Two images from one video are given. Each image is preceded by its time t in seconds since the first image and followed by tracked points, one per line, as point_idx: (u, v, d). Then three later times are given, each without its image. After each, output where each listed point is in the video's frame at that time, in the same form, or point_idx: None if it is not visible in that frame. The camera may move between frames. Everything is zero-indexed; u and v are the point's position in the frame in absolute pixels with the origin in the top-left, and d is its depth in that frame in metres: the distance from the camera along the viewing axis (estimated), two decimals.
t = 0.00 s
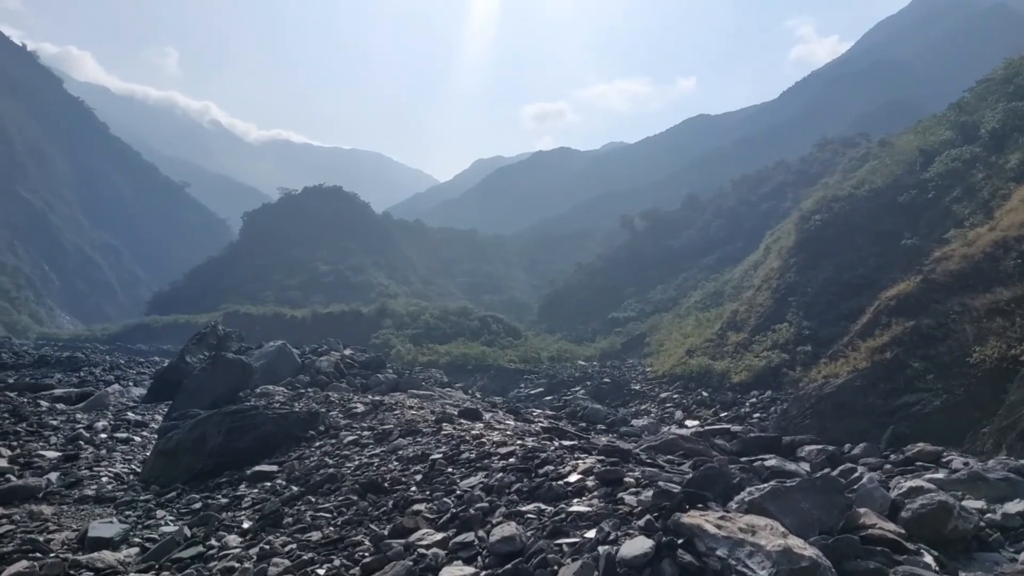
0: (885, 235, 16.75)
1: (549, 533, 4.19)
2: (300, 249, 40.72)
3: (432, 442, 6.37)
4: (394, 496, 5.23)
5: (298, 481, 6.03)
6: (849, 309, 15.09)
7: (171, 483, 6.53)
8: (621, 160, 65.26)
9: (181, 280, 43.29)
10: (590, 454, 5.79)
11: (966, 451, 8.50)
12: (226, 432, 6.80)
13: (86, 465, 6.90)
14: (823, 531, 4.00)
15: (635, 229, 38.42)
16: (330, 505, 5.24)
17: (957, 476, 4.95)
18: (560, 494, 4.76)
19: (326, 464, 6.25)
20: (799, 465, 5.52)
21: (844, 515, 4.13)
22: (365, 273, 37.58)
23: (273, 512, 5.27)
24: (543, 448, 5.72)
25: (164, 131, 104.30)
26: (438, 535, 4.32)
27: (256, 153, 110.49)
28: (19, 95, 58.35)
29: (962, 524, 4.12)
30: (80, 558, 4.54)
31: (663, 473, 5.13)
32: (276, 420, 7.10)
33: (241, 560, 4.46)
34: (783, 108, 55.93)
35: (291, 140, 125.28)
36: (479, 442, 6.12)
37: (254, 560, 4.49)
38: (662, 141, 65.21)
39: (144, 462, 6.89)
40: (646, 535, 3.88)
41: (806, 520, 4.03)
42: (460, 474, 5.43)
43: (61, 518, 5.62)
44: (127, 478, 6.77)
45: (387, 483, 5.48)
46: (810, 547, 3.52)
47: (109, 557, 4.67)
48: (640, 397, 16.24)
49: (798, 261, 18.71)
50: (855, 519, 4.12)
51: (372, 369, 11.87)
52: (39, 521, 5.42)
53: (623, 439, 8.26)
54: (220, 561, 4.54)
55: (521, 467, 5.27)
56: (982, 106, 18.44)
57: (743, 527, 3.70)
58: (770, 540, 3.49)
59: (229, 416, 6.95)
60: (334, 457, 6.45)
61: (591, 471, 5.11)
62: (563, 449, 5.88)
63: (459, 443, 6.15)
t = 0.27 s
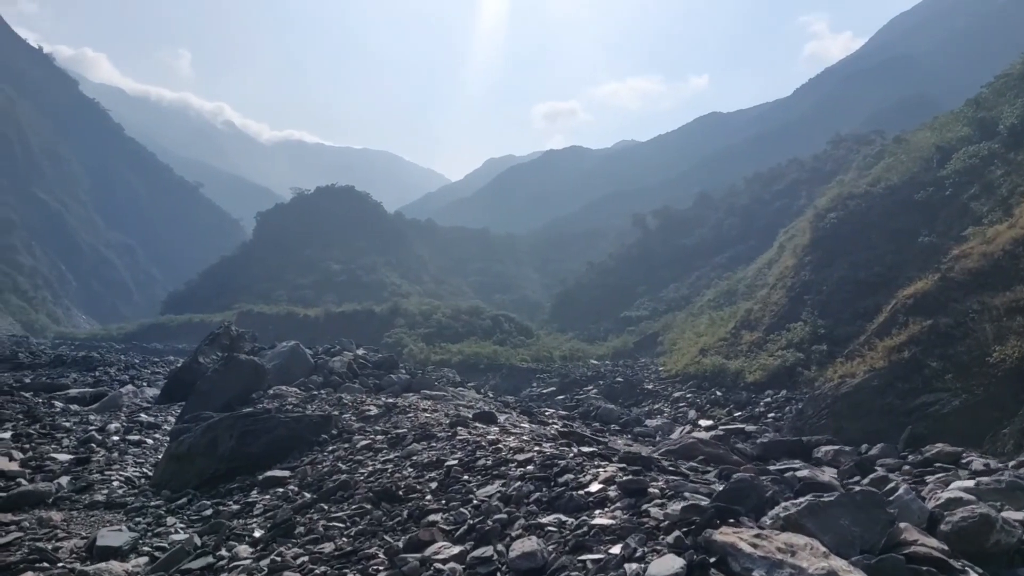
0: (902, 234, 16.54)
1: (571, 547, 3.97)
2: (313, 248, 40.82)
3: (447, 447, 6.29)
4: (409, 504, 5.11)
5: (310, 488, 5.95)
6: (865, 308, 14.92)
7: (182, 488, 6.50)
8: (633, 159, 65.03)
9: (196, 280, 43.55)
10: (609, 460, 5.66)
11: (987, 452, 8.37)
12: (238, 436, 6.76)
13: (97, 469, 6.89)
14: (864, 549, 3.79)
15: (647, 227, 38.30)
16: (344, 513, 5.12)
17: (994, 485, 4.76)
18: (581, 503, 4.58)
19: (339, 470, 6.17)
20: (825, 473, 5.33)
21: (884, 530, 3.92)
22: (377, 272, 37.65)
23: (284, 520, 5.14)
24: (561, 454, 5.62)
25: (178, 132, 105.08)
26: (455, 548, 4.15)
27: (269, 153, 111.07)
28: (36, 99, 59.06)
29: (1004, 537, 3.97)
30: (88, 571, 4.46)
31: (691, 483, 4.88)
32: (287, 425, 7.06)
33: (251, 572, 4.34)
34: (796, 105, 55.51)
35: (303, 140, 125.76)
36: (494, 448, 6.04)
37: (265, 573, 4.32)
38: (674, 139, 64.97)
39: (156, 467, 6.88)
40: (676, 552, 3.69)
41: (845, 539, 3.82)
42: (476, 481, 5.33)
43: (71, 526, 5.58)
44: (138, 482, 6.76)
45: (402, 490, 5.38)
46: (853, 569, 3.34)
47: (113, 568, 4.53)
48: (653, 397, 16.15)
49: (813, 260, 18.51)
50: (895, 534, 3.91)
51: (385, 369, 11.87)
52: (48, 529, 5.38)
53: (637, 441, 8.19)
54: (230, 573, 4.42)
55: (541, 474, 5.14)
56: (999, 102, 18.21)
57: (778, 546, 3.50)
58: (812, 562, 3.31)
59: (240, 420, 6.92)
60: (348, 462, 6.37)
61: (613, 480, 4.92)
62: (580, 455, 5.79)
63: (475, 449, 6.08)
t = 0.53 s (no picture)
0: (915, 230, 16.37)
1: (588, 545, 3.90)
2: (321, 247, 40.89)
3: (457, 442, 6.25)
4: (418, 500, 5.07)
5: (317, 483, 5.92)
6: (877, 306, 14.77)
7: (188, 483, 6.48)
8: (642, 157, 64.78)
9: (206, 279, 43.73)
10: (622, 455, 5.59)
11: (1002, 451, 8.25)
12: (244, 431, 6.75)
13: (102, 464, 6.87)
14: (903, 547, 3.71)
15: (657, 226, 38.14)
16: (351, 509, 5.09)
17: None
18: (596, 500, 4.52)
19: (347, 466, 6.14)
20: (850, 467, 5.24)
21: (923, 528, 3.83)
22: (385, 271, 37.68)
23: (290, 516, 5.11)
24: (574, 449, 5.56)
25: (188, 132, 105.50)
26: (467, 546, 4.08)
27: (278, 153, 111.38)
28: (46, 100, 59.52)
29: None
30: (86, 567, 4.44)
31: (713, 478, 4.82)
32: (294, 420, 7.03)
33: (256, 570, 4.30)
34: (806, 102, 55.13)
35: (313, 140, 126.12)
36: (505, 443, 6.00)
37: (269, 570, 4.28)
38: (683, 137, 64.71)
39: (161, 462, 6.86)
40: (704, 549, 3.62)
41: (885, 536, 3.72)
42: (486, 477, 5.29)
43: (74, 522, 5.56)
44: (143, 478, 6.74)
45: (411, 486, 5.34)
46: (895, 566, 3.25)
47: (117, 565, 4.50)
48: (663, 395, 16.07)
49: (824, 257, 18.36)
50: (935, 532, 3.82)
51: (394, 367, 11.84)
52: (50, 525, 5.36)
53: (647, 438, 8.12)
54: (234, 569, 4.38)
55: (554, 468, 5.08)
56: (1014, 97, 17.98)
57: (815, 541, 3.42)
58: (851, 559, 3.21)
59: (246, 414, 6.90)
60: (356, 458, 6.33)
61: (629, 475, 4.85)
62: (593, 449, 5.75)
63: (485, 444, 6.04)
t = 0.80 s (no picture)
0: (926, 229, 16.21)
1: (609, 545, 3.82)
2: (330, 248, 40.97)
3: (468, 438, 6.21)
4: (428, 497, 5.01)
5: (325, 479, 5.88)
6: (889, 306, 14.64)
7: (193, 480, 6.46)
8: (650, 157, 64.58)
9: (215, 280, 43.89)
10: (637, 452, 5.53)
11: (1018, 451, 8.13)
12: (251, 428, 6.73)
13: (107, 462, 6.86)
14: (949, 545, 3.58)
15: (665, 226, 38.00)
16: (360, 505, 5.05)
17: None
18: (614, 497, 4.46)
19: (354, 462, 6.09)
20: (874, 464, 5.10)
21: (970, 524, 3.69)
22: (393, 272, 37.71)
23: (297, 514, 5.06)
24: (590, 445, 5.51)
25: (197, 134, 105.83)
26: (481, 544, 4.00)
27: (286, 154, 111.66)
28: (56, 104, 60.04)
29: None
30: (85, 566, 4.42)
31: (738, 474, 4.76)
32: (301, 415, 7.01)
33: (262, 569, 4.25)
34: (816, 101, 54.80)
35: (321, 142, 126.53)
36: (517, 439, 5.95)
37: (273, 569, 4.23)
38: (692, 137, 64.49)
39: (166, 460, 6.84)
40: (737, 550, 3.51)
41: (929, 534, 3.60)
42: (498, 472, 5.24)
43: (75, 519, 5.53)
44: (148, 475, 6.73)
45: (420, 483, 5.29)
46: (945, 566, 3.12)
47: (118, 563, 4.46)
48: (672, 395, 15.98)
49: (834, 257, 18.21)
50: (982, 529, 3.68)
51: (403, 366, 11.82)
52: (49, 523, 5.33)
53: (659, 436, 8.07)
54: (239, 569, 4.33)
55: (569, 463, 5.03)
56: None
57: (859, 540, 3.29)
58: (899, 559, 3.08)
59: (252, 410, 6.89)
60: (366, 454, 6.31)
61: (648, 470, 4.79)
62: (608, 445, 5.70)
63: (496, 439, 6.00)
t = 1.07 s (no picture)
0: (936, 227, 16.08)
1: (641, 553, 3.72)
2: (337, 249, 40.99)
3: (484, 440, 6.15)
4: (443, 501, 4.92)
5: (336, 482, 5.81)
6: (899, 305, 14.52)
7: (201, 482, 6.42)
8: (657, 157, 64.38)
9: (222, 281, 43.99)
10: (656, 454, 5.47)
11: None
12: (260, 429, 6.70)
13: (114, 463, 6.83)
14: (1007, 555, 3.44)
15: (672, 225, 37.87)
16: (373, 509, 4.95)
17: None
18: (641, 502, 4.37)
19: (366, 465, 6.02)
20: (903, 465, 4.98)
21: None
22: (399, 272, 37.70)
23: (308, 517, 4.98)
24: (609, 447, 5.44)
25: (204, 135, 106.11)
26: (502, 552, 3.88)
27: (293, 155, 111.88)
28: (64, 105, 60.32)
29: None
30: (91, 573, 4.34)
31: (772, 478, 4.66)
32: (313, 416, 6.97)
33: None
34: (823, 99, 54.56)
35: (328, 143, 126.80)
36: (533, 441, 5.89)
37: None
38: (698, 136, 64.28)
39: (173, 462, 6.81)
40: (783, 562, 3.39)
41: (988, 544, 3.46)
42: (515, 475, 5.17)
43: (81, 523, 5.49)
44: (155, 477, 6.69)
45: (435, 486, 5.21)
46: None
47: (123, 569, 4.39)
48: (680, 395, 15.89)
49: (843, 255, 18.08)
50: None
51: (411, 366, 11.80)
52: (54, 526, 5.28)
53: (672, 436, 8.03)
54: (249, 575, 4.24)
55: (592, 467, 4.95)
56: None
57: (917, 554, 3.16)
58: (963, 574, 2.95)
59: (262, 411, 6.86)
60: (378, 455, 6.24)
61: (674, 473, 4.72)
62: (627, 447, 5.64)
63: (512, 441, 5.93)
